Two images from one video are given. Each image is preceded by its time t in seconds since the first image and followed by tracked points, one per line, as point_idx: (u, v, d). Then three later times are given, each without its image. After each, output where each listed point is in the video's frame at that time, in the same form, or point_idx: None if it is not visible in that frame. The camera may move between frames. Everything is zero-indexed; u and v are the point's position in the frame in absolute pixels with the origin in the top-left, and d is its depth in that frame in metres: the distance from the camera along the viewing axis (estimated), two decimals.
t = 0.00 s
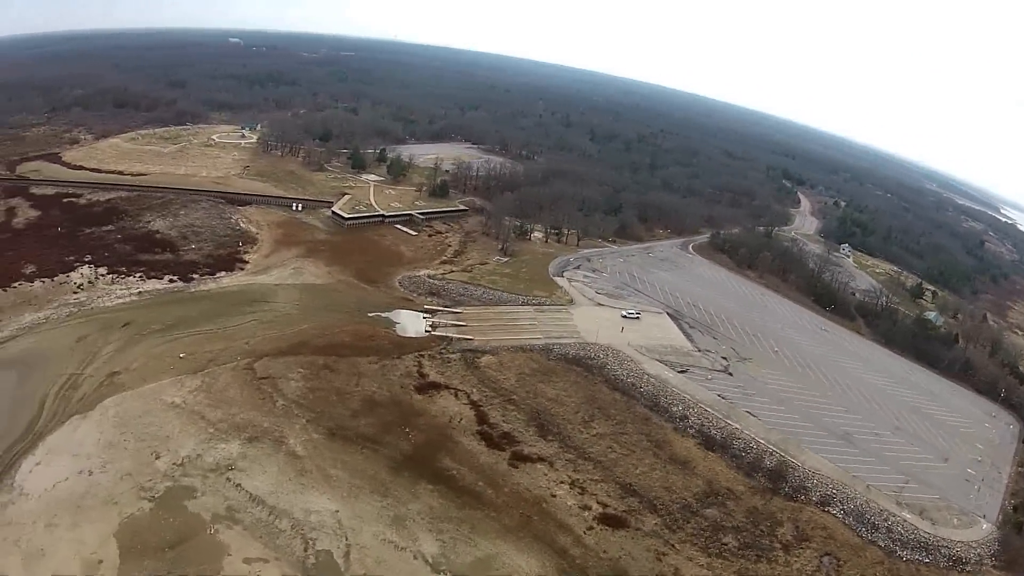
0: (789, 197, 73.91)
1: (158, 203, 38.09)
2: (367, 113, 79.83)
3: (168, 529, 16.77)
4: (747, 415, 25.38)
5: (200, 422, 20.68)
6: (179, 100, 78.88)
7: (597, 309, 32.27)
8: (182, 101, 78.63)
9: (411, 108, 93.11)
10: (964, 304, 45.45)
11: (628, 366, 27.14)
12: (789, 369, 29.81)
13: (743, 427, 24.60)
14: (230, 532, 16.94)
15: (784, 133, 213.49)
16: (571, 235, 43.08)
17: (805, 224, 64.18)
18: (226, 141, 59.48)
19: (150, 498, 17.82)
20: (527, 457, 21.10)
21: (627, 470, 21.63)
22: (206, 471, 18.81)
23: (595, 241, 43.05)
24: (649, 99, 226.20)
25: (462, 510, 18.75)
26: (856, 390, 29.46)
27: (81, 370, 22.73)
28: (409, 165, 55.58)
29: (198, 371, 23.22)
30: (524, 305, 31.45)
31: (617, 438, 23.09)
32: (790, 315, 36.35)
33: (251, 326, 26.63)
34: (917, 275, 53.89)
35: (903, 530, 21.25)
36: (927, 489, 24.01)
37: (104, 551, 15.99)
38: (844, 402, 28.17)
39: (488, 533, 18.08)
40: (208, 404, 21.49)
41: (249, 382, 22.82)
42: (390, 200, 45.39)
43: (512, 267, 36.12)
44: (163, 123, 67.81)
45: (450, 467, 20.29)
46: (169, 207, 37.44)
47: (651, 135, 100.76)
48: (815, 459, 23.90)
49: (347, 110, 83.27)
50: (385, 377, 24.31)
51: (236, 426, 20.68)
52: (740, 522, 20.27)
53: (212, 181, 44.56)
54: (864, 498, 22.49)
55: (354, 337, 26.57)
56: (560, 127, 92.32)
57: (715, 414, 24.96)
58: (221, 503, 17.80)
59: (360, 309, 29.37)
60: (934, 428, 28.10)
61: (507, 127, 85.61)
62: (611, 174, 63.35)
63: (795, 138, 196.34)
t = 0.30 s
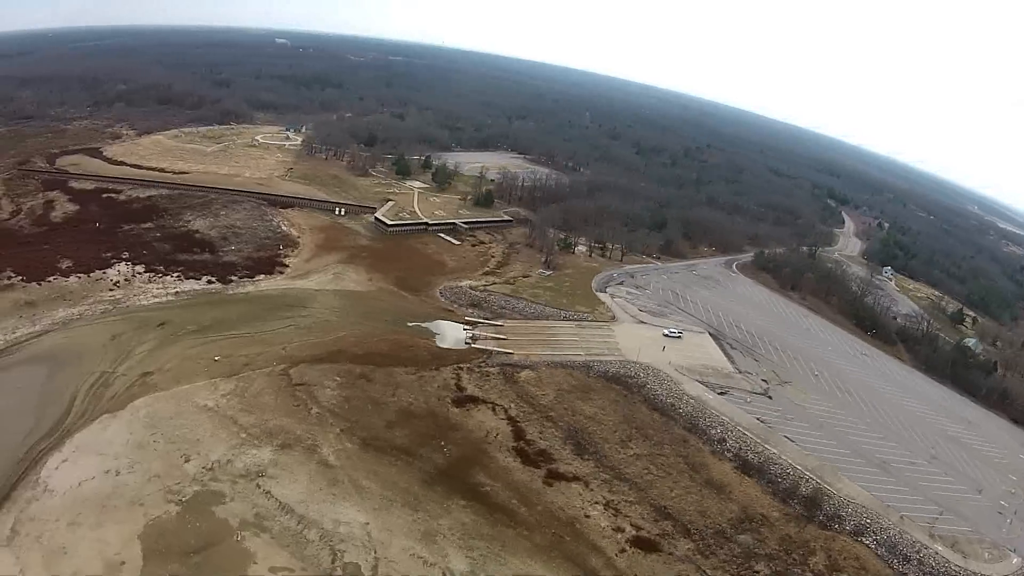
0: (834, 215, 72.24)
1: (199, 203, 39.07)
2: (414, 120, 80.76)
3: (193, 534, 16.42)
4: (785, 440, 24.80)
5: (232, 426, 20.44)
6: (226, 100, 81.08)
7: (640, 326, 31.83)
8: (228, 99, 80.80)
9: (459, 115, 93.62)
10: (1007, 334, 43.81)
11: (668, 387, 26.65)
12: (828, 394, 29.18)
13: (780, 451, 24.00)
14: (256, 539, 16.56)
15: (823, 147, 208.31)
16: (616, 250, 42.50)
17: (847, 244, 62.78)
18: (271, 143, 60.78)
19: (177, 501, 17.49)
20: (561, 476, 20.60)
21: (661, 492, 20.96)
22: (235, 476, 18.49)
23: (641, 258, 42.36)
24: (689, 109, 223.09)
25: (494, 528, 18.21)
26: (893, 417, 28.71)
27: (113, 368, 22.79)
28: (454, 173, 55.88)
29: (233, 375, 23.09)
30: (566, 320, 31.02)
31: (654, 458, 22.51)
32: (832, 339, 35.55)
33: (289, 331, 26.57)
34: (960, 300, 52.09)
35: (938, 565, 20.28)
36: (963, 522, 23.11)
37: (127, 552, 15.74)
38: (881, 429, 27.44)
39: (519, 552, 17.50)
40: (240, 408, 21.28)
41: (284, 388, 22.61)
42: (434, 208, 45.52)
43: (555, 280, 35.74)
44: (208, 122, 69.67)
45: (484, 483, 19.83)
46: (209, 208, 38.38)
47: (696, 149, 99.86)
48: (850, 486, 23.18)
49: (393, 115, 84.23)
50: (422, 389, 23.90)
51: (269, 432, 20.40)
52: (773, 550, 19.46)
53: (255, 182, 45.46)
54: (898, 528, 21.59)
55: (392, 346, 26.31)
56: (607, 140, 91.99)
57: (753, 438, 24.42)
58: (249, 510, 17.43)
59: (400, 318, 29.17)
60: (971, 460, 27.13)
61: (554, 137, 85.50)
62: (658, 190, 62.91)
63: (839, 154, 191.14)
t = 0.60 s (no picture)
0: (886, 244, 70.42)
1: (248, 204, 40.14)
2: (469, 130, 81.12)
3: (224, 539, 16.09)
4: (828, 472, 24.18)
5: (270, 432, 20.24)
6: (278, 100, 83.29)
7: (690, 350, 31.37)
8: (282, 101, 82.90)
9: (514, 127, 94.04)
10: None
11: (712, 412, 26.20)
12: (871, 427, 28.50)
13: (821, 483, 23.38)
14: (287, 548, 16.21)
15: (868, 170, 202.27)
16: (666, 270, 41.96)
17: (897, 273, 61.23)
18: (323, 147, 62.36)
19: (209, 505, 17.15)
20: (600, 500, 20.15)
21: (701, 522, 20.35)
22: (270, 484, 18.18)
23: (691, 279, 41.77)
24: (736, 127, 221.36)
25: (530, 550, 17.72)
26: (934, 453, 27.90)
27: (152, 367, 22.99)
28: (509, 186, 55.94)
29: (274, 380, 23.02)
30: (613, 341, 30.55)
31: (696, 486, 21.95)
32: (877, 371, 34.70)
33: (334, 339, 26.51)
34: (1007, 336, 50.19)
35: None
36: (1000, 562, 22.11)
37: (154, 553, 15.49)
38: (922, 465, 26.68)
39: None
40: (280, 414, 21.10)
41: (325, 397, 22.45)
42: (487, 220, 45.66)
43: (605, 299, 35.34)
44: (261, 122, 71.72)
45: (523, 503, 19.39)
46: (259, 210, 39.37)
47: (748, 170, 98.66)
48: (889, 522, 22.34)
49: (448, 124, 84.90)
50: (466, 405, 23.50)
51: (307, 440, 20.13)
52: None
53: (305, 186, 46.39)
54: (935, 567, 20.71)
55: (436, 359, 26.02)
56: (663, 158, 91.43)
57: (795, 469, 23.83)
58: (283, 518, 17.07)
59: (446, 331, 28.97)
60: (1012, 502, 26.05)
61: (609, 153, 85.20)
62: (709, 210, 62.20)
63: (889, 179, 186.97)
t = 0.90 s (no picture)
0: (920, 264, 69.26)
1: (281, 208, 40.07)
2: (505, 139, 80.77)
3: (243, 548, 15.78)
4: (856, 496, 23.72)
5: (294, 440, 19.93)
6: (315, 103, 83.85)
7: (721, 368, 31.01)
8: (319, 104, 83.33)
9: (551, 136, 93.87)
10: None
11: (742, 432, 25.84)
12: (899, 450, 28.05)
13: (847, 507, 22.93)
14: (307, 560, 15.86)
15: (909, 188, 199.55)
16: (699, 285, 41.57)
17: (929, 294, 60.27)
18: (358, 152, 62.47)
19: (229, 512, 16.84)
20: (624, 519, 19.77)
21: (726, 544, 19.90)
22: (292, 493, 17.86)
23: (723, 295, 41.45)
24: (771, 142, 220.11)
25: (554, 568, 17.34)
26: (960, 478, 27.38)
27: (177, 370, 22.73)
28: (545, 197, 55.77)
29: (300, 387, 22.73)
30: (644, 357, 30.20)
31: (723, 508, 21.54)
32: (905, 393, 34.17)
33: (362, 347, 26.27)
34: None
35: None
36: None
37: (171, 559, 15.19)
38: (947, 490, 26.19)
39: None
40: (306, 423, 20.78)
41: (352, 406, 22.17)
42: (522, 230, 45.53)
43: (637, 314, 35.03)
44: (295, 124, 72.04)
45: (548, 520, 19.04)
46: (292, 214, 39.27)
47: (785, 187, 97.67)
48: (914, 548, 21.78)
49: (483, 131, 84.82)
50: (494, 418, 23.17)
51: (331, 450, 19.82)
52: None
53: (339, 190, 46.47)
54: None
55: (466, 370, 25.69)
56: (699, 172, 90.88)
57: (822, 492, 23.42)
58: (303, 528, 16.75)
59: (476, 342, 28.70)
60: None
61: (644, 166, 84.81)
62: (741, 225, 61.80)
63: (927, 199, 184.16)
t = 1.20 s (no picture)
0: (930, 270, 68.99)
1: (290, 210, 39.78)
2: (515, 142, 80.56)
3: (247, 558, 15.49)
4: (864, 506, 23.50)
5: (300, 448, 19.64)
6: (325, 104, 83.65)
7: (730, 375, 30.81)
8: (329, 106, 83.17)
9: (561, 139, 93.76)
10: None
11: (751, 441, 25.62)
12: (908, 460, 27.78)
13: (857, 518, 22.68)
14: (311, 571, 15.54)
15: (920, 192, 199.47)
16: (709, 291, 41.42)
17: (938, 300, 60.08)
18: (368, 154, 62.18)
19: (233, 521, 16.54)
20: (633, 530, 19.49)
21: (736, 556, 19.62)
22: (297, 502, 17.57)
23: (734, 301, 41.29)
24: (781, 145, 219.93)
25: None
26: (969, 488, 27.10)
27: (182, 375, 22.44)
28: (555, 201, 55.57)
29: (307, 394, 22.46)
30: (654, 364, 30.01)
31: (732, 519, 21.25)
32: (913, 402, 33.92)
33: (369, 354, 25.98)
34: None
35: None
36: None
37: (174, 568, 14.89)
38: (955, 500, 25.92)
39: None
40: (311, 431, 20.51)
41: (358, 414, 21.88)
42: (532, 234, 45.33)
43: (646, 320, 34.86)
44: (303, 126, 71.83)
45: (556, 531, 18.75)
46: (300, 217, 38.99)
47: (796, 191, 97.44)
48: (923, 559, 21.55)
49: (494, 134, 84.63)
50: (502, 426, 22.92)
51: (337, 458, 19.54)
52: None
53: (347, 193, 46.24)
54: None
55: (475, 377, 25.42)
56: (710, 176, 90.83)
57: (831, 502, 23.18)
58: (308, 539, 16.45)
59: (484, 349, 28.45)
60: None
61: (653, 169, 84.74)
62: (751, 229, 61.68)
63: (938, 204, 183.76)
